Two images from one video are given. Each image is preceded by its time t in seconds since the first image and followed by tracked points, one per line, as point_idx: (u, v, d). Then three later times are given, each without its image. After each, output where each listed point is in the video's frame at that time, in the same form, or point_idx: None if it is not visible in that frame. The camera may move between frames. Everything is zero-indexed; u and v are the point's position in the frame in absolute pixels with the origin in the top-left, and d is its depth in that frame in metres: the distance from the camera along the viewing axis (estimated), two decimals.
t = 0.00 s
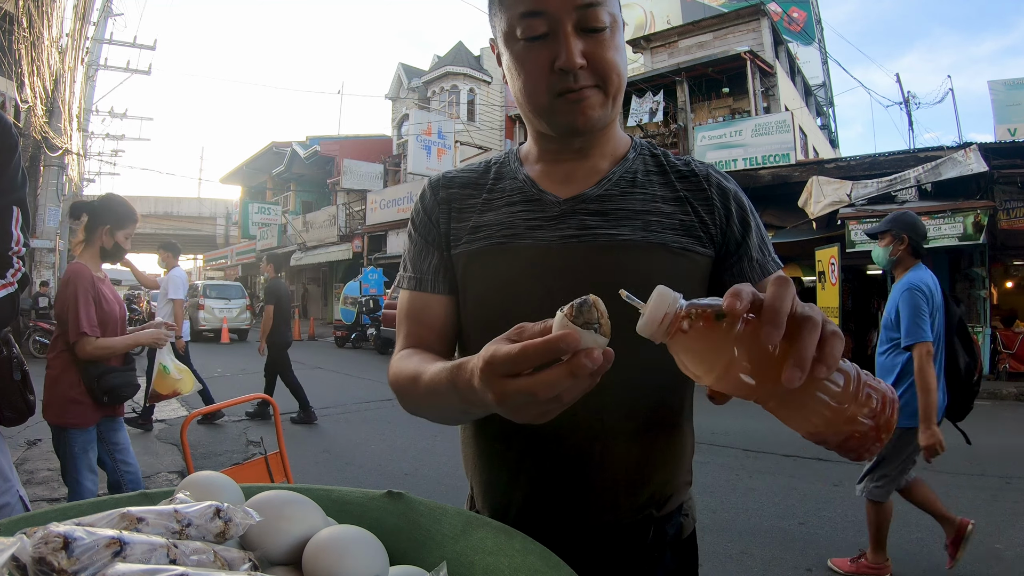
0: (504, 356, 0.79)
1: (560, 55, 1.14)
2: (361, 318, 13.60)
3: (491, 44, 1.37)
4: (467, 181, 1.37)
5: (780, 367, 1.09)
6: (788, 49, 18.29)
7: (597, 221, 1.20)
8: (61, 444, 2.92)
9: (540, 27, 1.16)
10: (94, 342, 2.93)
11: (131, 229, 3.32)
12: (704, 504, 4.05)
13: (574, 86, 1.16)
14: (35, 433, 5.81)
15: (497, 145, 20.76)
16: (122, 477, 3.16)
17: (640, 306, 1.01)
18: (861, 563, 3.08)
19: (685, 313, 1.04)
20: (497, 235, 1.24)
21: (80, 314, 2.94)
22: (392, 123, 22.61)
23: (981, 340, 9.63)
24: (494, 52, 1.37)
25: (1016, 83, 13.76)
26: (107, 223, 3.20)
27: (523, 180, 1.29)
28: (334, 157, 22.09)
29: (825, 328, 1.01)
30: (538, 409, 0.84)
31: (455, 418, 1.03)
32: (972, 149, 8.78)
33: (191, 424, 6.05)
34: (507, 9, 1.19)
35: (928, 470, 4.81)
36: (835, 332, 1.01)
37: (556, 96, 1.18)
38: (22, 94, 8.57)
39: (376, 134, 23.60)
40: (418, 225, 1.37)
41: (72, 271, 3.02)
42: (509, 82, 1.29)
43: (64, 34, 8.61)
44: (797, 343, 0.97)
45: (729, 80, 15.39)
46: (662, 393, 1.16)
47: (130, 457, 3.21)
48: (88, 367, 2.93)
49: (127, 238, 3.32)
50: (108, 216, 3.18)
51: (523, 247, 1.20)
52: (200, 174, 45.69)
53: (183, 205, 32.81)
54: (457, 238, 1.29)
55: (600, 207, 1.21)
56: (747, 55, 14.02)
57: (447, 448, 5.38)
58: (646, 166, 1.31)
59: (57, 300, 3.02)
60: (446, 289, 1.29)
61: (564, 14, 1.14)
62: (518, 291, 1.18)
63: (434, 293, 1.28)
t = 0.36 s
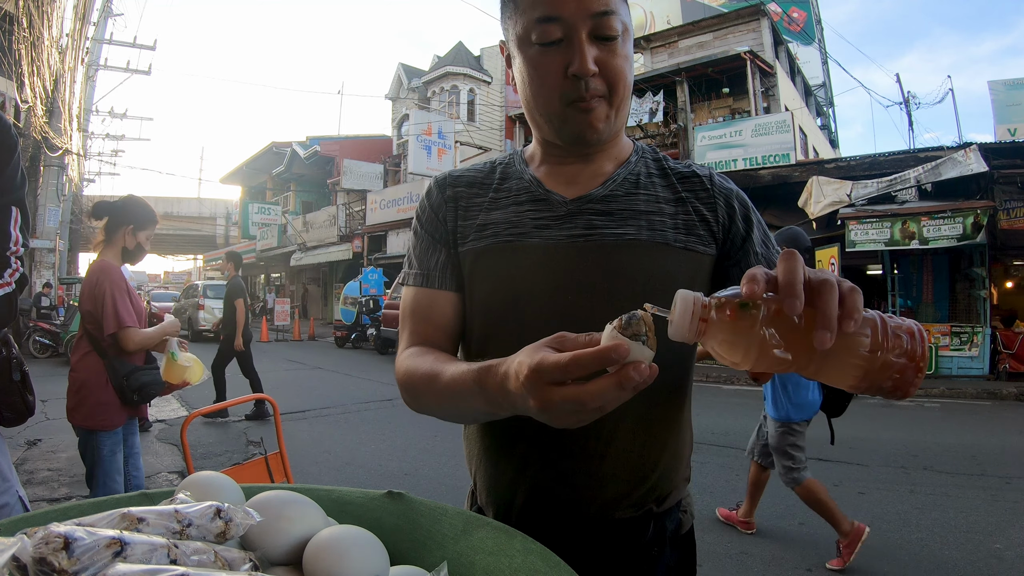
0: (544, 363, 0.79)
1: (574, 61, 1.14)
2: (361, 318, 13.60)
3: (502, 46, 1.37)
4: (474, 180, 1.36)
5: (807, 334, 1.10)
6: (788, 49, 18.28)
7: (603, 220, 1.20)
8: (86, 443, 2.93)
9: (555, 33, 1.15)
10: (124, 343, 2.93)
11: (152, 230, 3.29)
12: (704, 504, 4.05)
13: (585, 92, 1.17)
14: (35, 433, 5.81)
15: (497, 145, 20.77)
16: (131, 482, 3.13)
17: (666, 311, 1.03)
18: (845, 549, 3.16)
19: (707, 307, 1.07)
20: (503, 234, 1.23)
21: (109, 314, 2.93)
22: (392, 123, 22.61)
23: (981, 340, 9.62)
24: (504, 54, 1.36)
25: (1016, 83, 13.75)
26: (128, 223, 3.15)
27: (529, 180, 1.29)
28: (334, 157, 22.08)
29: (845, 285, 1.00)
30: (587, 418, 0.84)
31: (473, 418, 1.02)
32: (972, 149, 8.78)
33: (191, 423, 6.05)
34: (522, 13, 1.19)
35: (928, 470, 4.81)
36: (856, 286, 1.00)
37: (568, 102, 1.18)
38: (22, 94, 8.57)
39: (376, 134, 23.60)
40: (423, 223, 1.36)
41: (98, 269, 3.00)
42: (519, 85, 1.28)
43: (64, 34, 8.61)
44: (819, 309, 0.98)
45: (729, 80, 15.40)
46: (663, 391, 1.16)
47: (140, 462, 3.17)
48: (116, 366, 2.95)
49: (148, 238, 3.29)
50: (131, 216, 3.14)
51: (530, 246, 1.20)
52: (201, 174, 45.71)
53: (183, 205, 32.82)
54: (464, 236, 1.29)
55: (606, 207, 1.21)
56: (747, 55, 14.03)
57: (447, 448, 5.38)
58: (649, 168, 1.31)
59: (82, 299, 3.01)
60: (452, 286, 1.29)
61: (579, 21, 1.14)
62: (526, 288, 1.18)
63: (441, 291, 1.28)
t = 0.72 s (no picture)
0: (546, 360, 0.79)
1: (569, 65, 1.15)
2: (361, 318, 13.59)
3: (497, 50, 1.37)
4: (473, 183, 1.36)
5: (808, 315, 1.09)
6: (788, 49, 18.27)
7: (600, 220, 1.20)
8: (108, 442, 2.93)
9: (550, 38, 1.16)
10: (146, 343, 2.96)
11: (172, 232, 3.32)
12: (703, 504, 4.05)
13: (581, 96, 1.16)
14: (35, 433, 5.81)
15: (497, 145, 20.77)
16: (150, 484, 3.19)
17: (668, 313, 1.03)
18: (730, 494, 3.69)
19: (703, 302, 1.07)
20: (502, 235, 1.23)
21: (132, 315, 2.95)
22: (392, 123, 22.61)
23: (981, 340, 9.61)
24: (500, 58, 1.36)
25: (1016, 83, 13.75)
26: (149, 225, 3.18)
27: (527, 182, 1.29)
28: (334, 157, 22.08)
29: (838, 259, 1.00)
30: (595, 416, 0.84)
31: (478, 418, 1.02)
32: (972, 149, 8.78)
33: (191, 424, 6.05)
34: (516, 17, 1.19)
35: (928, 470, 4.81)
36: (849, 258, 0.99)
37: (563, 105, 1.18)
38: (22, 94, 8.57)
39: (376, 134, 23.60)
40: (424, 227, 1.36)
41: (121, 269, 3.03)
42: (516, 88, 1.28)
43: (64, 34, 8.61)
44: (813, 288, 0.97)
45: (729, 80, 15.40)
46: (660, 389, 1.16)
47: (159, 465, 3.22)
48: (137, 366, 2.97)
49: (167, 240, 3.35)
50: (155, 219, 3.18)
51: (529, 247, 1.20)
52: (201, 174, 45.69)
53: (183, 205, 32.82)
54: (463, 238, 1.29)
55: (604, 207, 1.21)
56: (747, 55, 14.03)
57: (447, 448, 5.38)
58: (645, 167, 1.31)
59: (102, 298, 3.02)
60: (453, 288, 1.29)
61: (574, 25, 1.14)
62: (526, 288, 1.18)
63: (442, 292, 1.28)
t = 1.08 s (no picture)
0: (541, 355, 0.79)
1: (562, 65, 1.14)
2: (361, 318, 13.59)
3: (491, 52, 1.36)
4: (469, 184, 1.36)
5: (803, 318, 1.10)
6: (788, 49, 18.27)
7: (597, 220, 1.20)
8: (133, 447, 2.94)
9: (543, 38, 1.16)
10: (173, 346, 2.94)
11: (192, 230, 3.27)
12: (703, 504, 4.05)
13: (575, 95, 1.16)
14: (35, 433, 5.81)
15: (498, 145, 20.75)
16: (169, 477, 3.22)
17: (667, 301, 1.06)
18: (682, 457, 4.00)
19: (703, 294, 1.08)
20: (499, 236, 1.24)
21: (160, 317, 2.92)
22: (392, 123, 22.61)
23: (981, 340, 9.61)
24: (494, 60, 1.36)
25: (1016, 83, 13.75)
26: (173, 225, 3.16)
27: (523, 184, 1.29)
28: (334, 157, 22.07)
29: (840, 264, 1.00)
30: (591, 414, 0.84)
31: (477, 419, 1.03)
32: (972, 149, 8.78)
33: (191, 423, 6.06)
34: (509, 19, 1.19)
35: (928, 470, 4.81)
36: (851, 264, 0.99)
37: (558, 104, 1.18)
38: (22, 94, 8.56)
39: (376, 134, 23.59)
40: (421, 229, 1.36)
41: (147, 270, 2.99)
42: (510, 90, 1.28)
43: (64, 34, 8.61)
44: (811, 289, 0.98)
45: (729, 80, 15.40)
46: (658, 388, 1.16)
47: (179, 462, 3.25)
48: (163, 368, 2.97)
49: (186, 241, 3.32)
50: (180, 219, 3.15)
51: (525, 247, 1.20)
52: (201, 174, 45.67)
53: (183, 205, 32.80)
54: (461, 239, 1.29)
55: (599, 207, 1.21)
56: (747, 55, 14.03)
57: (447, 448, 5.38)
58: (641, 167, 1.31)
59: (126, 298, 2.98)
60: (452, 288, 1.29)
61: (567, 26, 1.14)
62: (523, 289, 1.18)
63: (441, 293, 1.28)
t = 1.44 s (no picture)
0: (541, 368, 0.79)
1: (572, 54, 1.15)
2: (361, 318, 13.58)
3: (502, 46, 1.37)
4: (473, 178, 1.36)
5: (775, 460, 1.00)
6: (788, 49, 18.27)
7: (601, 224, 1.20)
8: (154, 454, 2.94)
9: (553, 26, 1.16)
10: (188, 348, 2.94)
11: (201, 232, 3.28)
12: (703, 504, 4.05)
13: (584, 86, 1.16)
14: (34, 433, 5.82)
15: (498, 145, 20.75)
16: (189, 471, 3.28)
17: (754, 316, 0.96)
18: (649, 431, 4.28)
19: (759, 354, 0.97)
20: (502, 235, 1.24)
21: (176, 318, 2.92)
22: (392, 123, 22.61)
23: (981, 341, 9.61)
24: (504, 53, 1.37)
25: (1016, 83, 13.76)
26: (183, 226, 3.17)
27: (530, 181, 1.29)
28: (334, 157, 22.07)
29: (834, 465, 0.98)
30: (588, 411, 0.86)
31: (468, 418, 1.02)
32: (972, 149, 8.78)
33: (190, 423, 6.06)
34: (519, 8, 1.20)
35: (928, 470, 4.81)
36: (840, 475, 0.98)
37: (567, 95, 1.17)
38: (22, 94, 8.55)
39: (376, 134, 23.59)
40: (424, 221, 1.36)
41: (160, 272, 3.00)
42: (519, 81, 1.29)
43: (64, 34, 8.62)
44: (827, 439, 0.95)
45: (729, 80, 15.41)
46: (659, 393, 1.15)
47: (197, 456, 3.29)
48: (180, 370, 2.97)
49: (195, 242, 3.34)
50: (190, 220, 3.17)
51: (529, 248, 1.20)
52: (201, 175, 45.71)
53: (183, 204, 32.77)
54: (464, 236, 1.29)
55: (605, 210, 1.21)
56: (747, 55, 14.03)
57: (447, 448, 5.38)
58: (650, 171, 1.31)
59: (139, 301, 2.98)
60: (454, 285, 1.29)
61: (577, 15, 1.15)
62: (524, 288, 1.17)
63: (443, 289, 1.28)
